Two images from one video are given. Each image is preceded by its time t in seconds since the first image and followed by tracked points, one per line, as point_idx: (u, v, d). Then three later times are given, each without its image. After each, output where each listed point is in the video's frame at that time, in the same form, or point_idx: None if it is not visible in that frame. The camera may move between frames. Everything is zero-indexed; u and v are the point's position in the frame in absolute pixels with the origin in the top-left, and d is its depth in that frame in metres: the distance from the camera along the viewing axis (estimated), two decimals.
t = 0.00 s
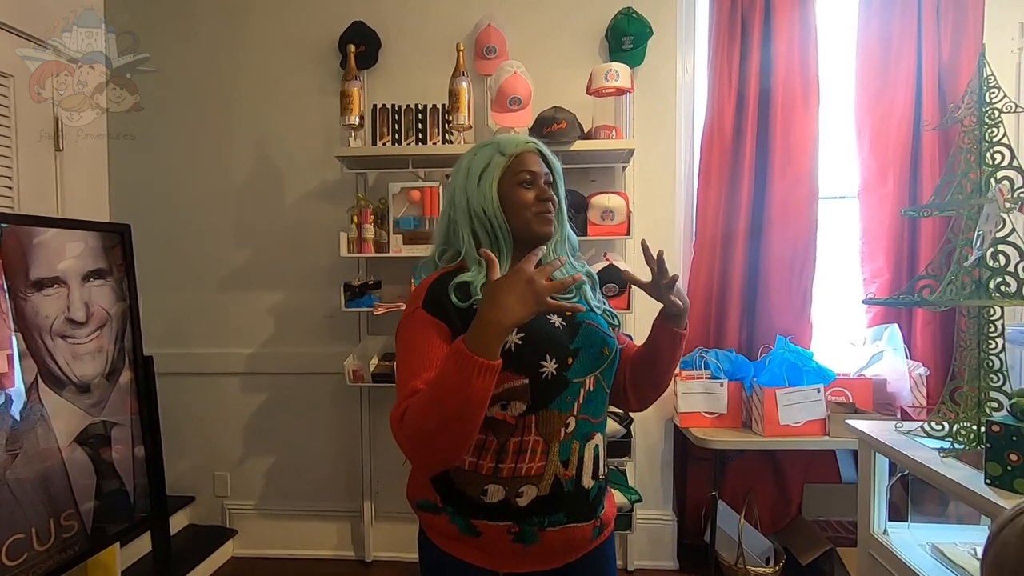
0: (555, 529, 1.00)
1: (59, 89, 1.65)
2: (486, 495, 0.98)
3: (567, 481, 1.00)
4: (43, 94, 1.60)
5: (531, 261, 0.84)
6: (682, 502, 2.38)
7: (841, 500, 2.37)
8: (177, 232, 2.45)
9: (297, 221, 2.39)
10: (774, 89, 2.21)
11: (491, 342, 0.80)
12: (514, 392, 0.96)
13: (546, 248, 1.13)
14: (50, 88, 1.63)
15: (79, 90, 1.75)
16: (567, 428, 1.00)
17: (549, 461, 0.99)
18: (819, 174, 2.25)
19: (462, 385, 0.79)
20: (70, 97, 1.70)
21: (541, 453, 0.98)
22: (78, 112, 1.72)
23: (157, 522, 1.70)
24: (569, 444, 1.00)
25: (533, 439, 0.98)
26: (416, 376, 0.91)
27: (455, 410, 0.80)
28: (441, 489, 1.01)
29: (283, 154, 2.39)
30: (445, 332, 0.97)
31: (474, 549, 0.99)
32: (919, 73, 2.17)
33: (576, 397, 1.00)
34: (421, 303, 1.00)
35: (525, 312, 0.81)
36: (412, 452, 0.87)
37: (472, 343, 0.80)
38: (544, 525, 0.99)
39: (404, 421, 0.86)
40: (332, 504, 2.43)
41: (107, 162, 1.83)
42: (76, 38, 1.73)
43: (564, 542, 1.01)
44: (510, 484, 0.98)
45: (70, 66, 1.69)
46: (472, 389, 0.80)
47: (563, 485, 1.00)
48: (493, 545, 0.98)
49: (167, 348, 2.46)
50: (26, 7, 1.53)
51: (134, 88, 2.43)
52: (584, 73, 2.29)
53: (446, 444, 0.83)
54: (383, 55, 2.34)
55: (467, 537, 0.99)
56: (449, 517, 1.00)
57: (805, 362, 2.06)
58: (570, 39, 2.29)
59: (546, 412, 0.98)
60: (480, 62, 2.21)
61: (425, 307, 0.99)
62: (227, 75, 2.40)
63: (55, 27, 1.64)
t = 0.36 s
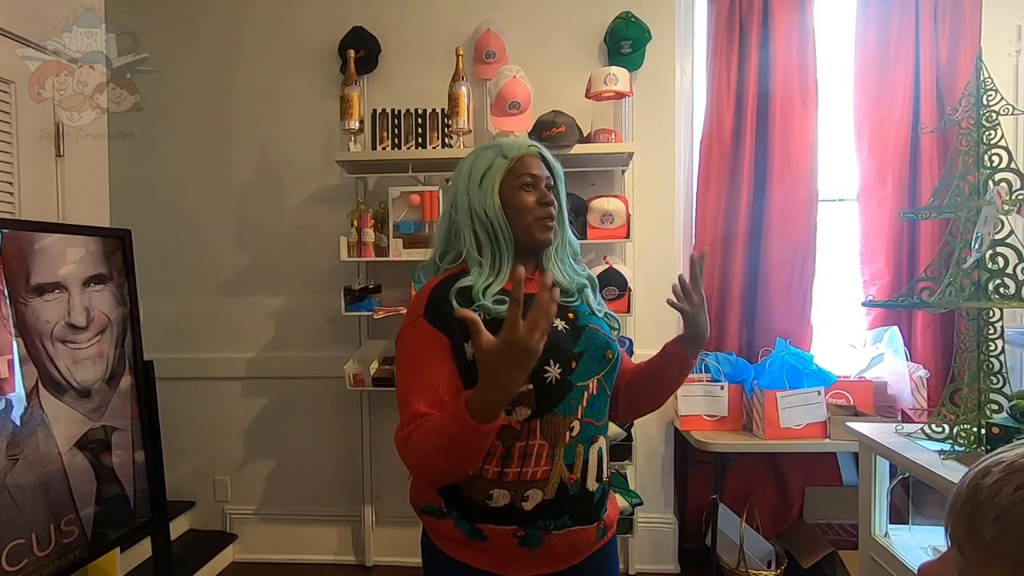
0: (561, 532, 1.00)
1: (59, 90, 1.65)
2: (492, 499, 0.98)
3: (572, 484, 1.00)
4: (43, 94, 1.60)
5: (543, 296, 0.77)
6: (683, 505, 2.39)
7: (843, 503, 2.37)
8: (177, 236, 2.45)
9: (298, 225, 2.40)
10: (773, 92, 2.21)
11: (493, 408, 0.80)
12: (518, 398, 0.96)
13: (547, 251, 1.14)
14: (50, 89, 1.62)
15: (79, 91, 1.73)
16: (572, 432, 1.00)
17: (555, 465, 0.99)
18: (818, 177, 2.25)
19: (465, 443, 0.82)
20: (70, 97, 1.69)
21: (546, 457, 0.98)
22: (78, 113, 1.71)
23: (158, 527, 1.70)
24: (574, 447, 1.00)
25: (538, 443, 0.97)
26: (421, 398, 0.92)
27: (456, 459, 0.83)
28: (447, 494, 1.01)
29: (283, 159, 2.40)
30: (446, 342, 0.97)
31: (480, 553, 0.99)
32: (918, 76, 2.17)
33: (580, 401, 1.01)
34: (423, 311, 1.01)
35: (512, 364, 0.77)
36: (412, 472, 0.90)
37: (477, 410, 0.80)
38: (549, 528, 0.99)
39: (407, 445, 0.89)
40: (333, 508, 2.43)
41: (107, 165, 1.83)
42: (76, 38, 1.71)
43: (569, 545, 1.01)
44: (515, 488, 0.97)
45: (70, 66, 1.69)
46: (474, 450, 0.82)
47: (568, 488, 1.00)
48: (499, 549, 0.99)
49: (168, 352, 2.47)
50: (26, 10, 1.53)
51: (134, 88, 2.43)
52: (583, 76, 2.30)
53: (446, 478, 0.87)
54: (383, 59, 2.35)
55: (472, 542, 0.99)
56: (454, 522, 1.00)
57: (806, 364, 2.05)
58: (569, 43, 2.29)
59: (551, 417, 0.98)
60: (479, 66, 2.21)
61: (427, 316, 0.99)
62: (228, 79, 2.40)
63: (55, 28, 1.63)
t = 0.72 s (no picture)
0: (560, 534, 1.00)
1: (59, 90, 1.65)
2: (492, 500, 0.98)
3: (572, 486, 1.00)
4: (43, 94, 1.60)
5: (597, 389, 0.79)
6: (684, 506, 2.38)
7: (843, 505, 2.37)
8: (178, 238, 2.46)
9: (299, 227, 2.40)
10: (772, 94, 2.22)
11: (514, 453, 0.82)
12: (517, 398, 0.97)
13: (547, 250, 1.13)
14: (51, 89, 1.63)
15: (79, 91, 1.73)
16: (571, 433, 1.00)
17: (554, 466, 0.99)
18: (818, 178, 2.25)
19: (477, 474, 0.84)
20: (70, 97, 1.69)
21: (546, 459, 0.98)
22: (79, 113, 1.71)
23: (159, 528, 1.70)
24: (574, 449, 1.00)
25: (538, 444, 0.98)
26: (429, 401, 0.93)
27: (465, 481, 0.86)
28: (447, 495, 1.01)
29: (284, 161, 2.40)
30: (450, 341, 0.98)
31: (479, 554, 1.00)
32: (917, 78, 2.18)
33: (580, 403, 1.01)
34: (427, 309, 1.01)
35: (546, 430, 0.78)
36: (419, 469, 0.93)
37: (499, 451, 0.83)
38: (549, 530, 0.99)
39: (418, 448, 0.91)
40: (334, 510, 2.43)
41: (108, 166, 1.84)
42: (76, 38, 1.71)
43: (568, 547, 1.01)
44: (515, 489, 0.98)
45: (70, 66, 1.69)
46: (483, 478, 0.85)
47: (567, 490, 1.00)
48: (499, 551, 0.99)
49: (168, 353, 2.47)
50: (27, 12, 1.54)
51: (134, 88, 2.43)
52: (583, 78, 2.30)
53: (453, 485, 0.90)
54: (383, 62, 2.36)
55: (473, 543, 0.99)
56: (455, 523, 1.01)
57: (806, 365, 2.05)
58: (569, 45, 2.30)
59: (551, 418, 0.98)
60: (480, 69, 2.22)
61: (430, 316, 1.00)
62: (228, 81, 2.41)
63: (54, 28, 1.64)
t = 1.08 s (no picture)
0: (557, 536, 1.00)
1: (57, 90, 1.65)
2: (489, 501, 0.98)
3: (569, 488, 1.00)
4: (43, 94, 1.60)
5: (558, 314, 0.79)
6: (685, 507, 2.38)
7: (844, 506, 2.37)
8: (179, 238, 2.46)
9: (300, 228, 2.40)
10: (773, 94, 2.22)
11: (503, 416, 0.83)
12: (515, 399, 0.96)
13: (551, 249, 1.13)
14: (50, 90, 1.62)
15: (79, 91, 1.72)
16: (569, 436, 1.00)
17: (551, 468, 0.99)
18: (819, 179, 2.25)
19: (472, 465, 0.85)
20: (70, 97, 1.69)
21: (543, 461, 0.98)
22: (78, 113, 1.71)
23: (160, 529, 1.70)
24: (571, 451, 1.00)
25: (535, 446, 0.98)
26: (427, 398, 0.94)
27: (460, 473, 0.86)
28: (445, 494, 1.02)
29: (285, 161, 2.40)
30: (450, 340, 0.98)
31: (476, 555, 1.00)
32: (918, 78, 2.17)
33: (579, 406, 1.01)
34: (427, 308, 1.02)
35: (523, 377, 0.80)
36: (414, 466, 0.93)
37: (488, 417, 0.84)
38: (546, 532, 0.99)
39: (413, 444, 0.91)
40: (334, 510, 2.43)
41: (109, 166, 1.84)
42: (76, 38, 1.71)
43: (566, 550, 1.01)
44: (512, 490, 0.98)
45: (70, 66, 1.69)
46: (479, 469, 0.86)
47: (565, 493, 1.00)
48: (496, 551, 0.99)
49: (169, 354, 2.47)
50: (26, 12, 1.54)
51: (133, 88, 2.44)
52: (583, 79, 2.30)
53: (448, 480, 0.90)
54: (384, 63, 2.36)
55: (470, 543, 0.99)
56: (452, 522, 1.01)
57: (806, 367, 2.05)
58: (569, 46, 2.30)
59: (548, 421, 0.98)
60: (480, 70, 2.22)
61: (430, 315, 1.00)
62: (229, 82, 2.41)
63: (54, 28, 1.64)
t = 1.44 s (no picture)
0: (556, 537, 0.99)
1: (58, 89, 1.64)
2: (487, 500, 0.98)
3: (567, 490, 1.00)
4: (43, 94, 1.59)
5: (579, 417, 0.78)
6: (687, 507, 2.39)
7: (847, 506, 2.36)
8: (181, 237, 2.46)
9: (302, 226, 2.40)
10: (776, 94, 2.21)
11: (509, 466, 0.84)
12: (513, 401, 0.97)
13: (555, 248, 1.12)
14: (50, 89, 1.62)
15: (78, 91, 1.72)
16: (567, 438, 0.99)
17: (549, 470, 0.99)
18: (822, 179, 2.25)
19: (476, 482, 0.87)
20: (70, 97, 1.69)
21: (541, 461, 0.98)
22: (79, 113, 1.70)
23: (162, 527, 1.70)
24: (570, 453, 1.00)
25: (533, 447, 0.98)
26: (427, 400, 0.95)
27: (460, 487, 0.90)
28: (445, 492, 1.02)
29: (287, 160, 2.40)
30: (450, 340, 0.98)
31: (475, 553, 1.00)
32: (922, 77, 2.17)
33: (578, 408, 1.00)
34: (429, 308, 1.02)
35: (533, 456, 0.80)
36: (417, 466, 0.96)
37: (495, 462, 0.85)
38: (545, 532, 0.99)
39: (418, 448, 0.94)
40: (337, 509, 2.43)
41: (111, 166, 1.84)
42: (76, 38, 1.71)
43: (565, 551, 1.00)
44: (510, 490, 0.98)
45: (69, 66, 1.68)
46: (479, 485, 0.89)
47: (563, 494, 0.99)
48: (495, 550, 0.99)
49: (172, 353, 2.48)
50: (27, 11, 1.54)
51: (133, 88, 2.44)
52: (586, 78, 2.29)
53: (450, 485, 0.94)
54: (386, 62, 2.36)
55: (469, 541, 1.00)
56: (452, 520, 1.01)
57: (808, 368, 2.04)
58: (571, 45, 2.30)
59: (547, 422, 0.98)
60: (483, 68, 2.21)
61: (432, 315, 1.00)
62: (231, 80, 2.41)
63: (54, 28, 1.63)
